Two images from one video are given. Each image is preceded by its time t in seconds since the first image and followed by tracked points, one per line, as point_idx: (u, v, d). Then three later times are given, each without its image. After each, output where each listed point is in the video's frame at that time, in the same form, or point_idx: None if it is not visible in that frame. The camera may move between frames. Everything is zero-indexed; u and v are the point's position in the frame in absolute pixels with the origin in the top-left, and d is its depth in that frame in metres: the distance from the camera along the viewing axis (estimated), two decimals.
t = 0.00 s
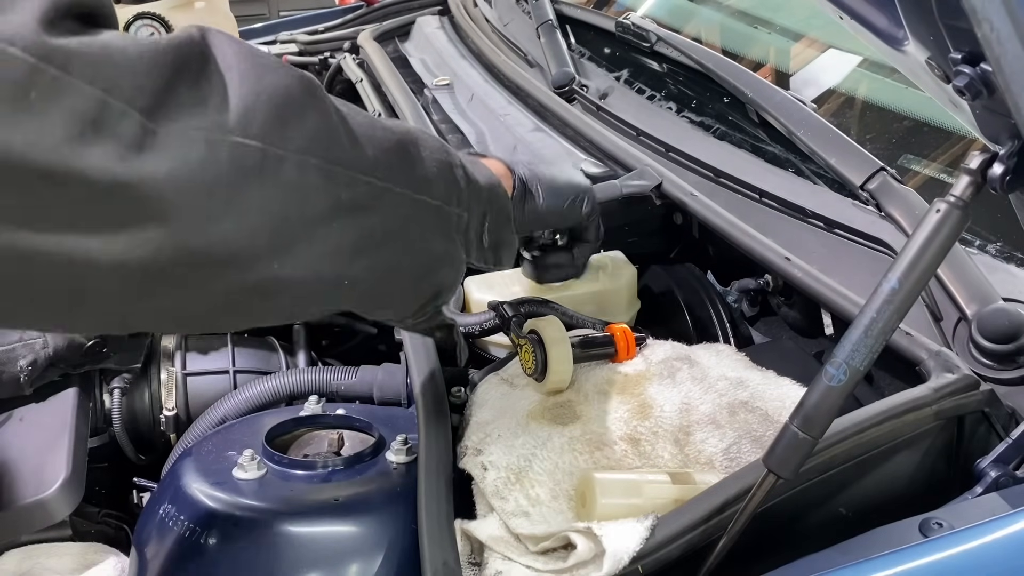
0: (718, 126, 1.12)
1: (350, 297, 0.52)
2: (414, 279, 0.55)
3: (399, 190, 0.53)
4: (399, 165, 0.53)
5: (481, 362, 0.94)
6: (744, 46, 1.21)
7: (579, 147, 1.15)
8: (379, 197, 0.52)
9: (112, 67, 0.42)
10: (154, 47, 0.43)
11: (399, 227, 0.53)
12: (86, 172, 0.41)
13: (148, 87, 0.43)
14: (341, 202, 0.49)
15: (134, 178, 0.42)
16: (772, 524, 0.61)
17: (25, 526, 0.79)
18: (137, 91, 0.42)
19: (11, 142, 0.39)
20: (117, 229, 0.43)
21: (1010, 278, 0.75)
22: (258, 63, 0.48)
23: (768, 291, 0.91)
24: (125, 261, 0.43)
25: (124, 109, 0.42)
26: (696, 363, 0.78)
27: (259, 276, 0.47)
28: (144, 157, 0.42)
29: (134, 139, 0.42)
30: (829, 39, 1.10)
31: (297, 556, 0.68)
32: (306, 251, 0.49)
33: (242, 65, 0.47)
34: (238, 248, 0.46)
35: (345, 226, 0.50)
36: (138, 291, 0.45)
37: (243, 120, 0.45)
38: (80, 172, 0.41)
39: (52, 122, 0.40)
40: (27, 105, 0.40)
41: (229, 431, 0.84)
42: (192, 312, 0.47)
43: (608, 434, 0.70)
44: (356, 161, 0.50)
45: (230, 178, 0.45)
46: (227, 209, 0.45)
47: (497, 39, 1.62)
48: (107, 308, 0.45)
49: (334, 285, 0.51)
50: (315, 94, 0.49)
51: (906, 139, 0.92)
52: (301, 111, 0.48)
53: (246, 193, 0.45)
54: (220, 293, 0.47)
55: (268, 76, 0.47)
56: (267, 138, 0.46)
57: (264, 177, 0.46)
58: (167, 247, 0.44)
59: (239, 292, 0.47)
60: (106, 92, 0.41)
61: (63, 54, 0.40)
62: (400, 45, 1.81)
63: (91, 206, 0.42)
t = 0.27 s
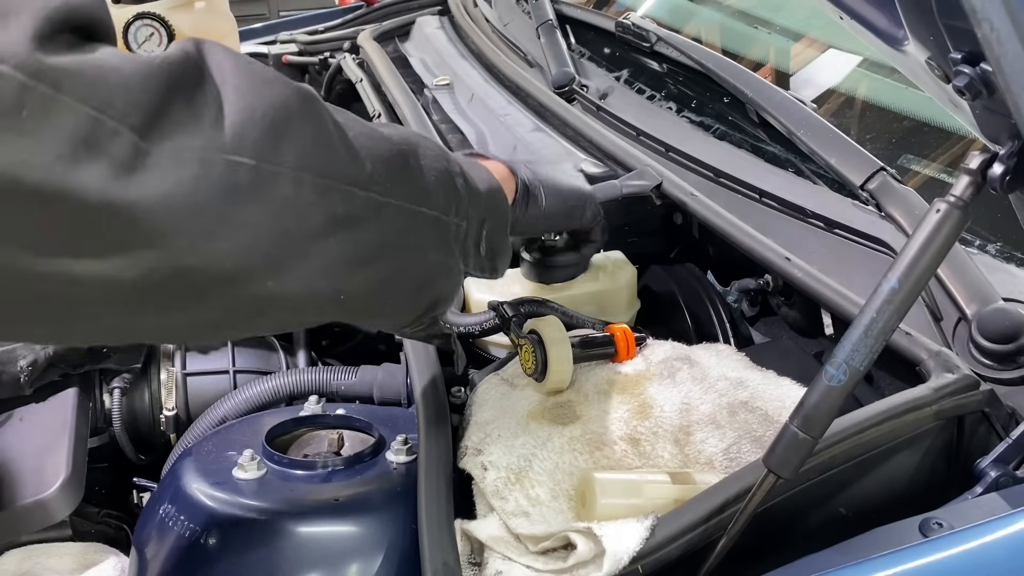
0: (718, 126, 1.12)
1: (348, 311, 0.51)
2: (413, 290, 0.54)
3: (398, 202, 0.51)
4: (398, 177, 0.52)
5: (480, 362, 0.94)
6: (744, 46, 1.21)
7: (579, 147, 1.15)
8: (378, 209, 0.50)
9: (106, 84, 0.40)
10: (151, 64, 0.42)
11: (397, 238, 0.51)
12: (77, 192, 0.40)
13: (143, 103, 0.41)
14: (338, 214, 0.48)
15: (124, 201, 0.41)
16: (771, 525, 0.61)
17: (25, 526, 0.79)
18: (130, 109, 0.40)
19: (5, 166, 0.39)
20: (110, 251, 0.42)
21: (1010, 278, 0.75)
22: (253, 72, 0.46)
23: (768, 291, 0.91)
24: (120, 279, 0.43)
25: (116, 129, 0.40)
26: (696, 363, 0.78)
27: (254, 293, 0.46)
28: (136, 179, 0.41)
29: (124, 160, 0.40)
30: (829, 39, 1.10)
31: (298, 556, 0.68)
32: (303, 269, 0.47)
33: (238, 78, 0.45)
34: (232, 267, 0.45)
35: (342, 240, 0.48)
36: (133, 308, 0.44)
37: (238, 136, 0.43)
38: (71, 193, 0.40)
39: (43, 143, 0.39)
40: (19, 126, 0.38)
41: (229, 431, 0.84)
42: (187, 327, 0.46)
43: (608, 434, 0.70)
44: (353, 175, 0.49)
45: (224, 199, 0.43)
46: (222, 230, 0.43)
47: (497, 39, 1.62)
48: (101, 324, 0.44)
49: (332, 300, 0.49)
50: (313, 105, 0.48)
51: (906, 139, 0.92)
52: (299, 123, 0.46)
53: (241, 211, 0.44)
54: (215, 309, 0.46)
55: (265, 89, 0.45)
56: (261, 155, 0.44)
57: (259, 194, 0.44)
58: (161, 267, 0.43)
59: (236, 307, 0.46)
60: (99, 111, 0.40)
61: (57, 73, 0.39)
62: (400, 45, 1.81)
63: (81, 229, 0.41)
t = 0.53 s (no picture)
0: (718, 126, 1.12)
1: (351, 304, 0.52)
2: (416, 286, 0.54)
3: (402, 201, 0.51)
4: (401, 176, 0.52)
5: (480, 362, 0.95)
6: (744, 46, 1.21)
7: (579, 147, 1.15)
8: (382, 207, 0.50)
9: (115, 80, 0.40)
10: (159, 62, 0.42)
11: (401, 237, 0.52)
12: (87, 186, 0.40)
13: (152, 98, 0.41)
14: (343, 211, 0.48)
15: (132, 196, 0.41)
16: (772, 525, 0.61)
17: (25, 526, 0.79)
18: (139, 105, 0.41)
19: (16, 158, 0.39)
20: (119, 244, 0.42)
21: (1010, 278, 0.75)
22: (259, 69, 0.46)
23: (768, 291, 0.91)
24: (127, 276, 0.43)
25: (125, 124, 0.40)
26: (696, 363, 0.78)
27: (260, 289, 0.46)
28: (145, 173, 0.41)
29: (134, 154, 0.41)
30: (829, 39, 1.10)
31: (298, 556, 0.68)
32: (308, 264, 0.47)
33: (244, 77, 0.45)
34: (239, 262, 0.45)
35: (347, 237, 0.49)
36: (143, 304, 0.44)
37: (244, 134, 0.44)
38: (81, 186, 0.40)
39: (53, 136, 0.39)
40: (29, 120, 0.39)
41: (228, 431, 0.84)
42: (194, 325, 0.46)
43: (609, 434, 0.70)
44: (358, 171, 0.49)
45: (233, 195, 0.43)
46: (230, 225, 0.44)
47: (497, 39, 1.62)
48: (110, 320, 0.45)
49: (336, 294, 0.50)
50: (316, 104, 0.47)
51: (906, 139, 0.92)
52: (304, 120, 0.46)
53: (249, 207, 0.44)
54: (222, 306, 0.46)
55: (272, 87, 0.45)
56: (268, 153, 0.44)
57: (265, 191, 0.44)
58: (170, 262, 0.43)
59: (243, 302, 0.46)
60: (110, 105, 0.40)
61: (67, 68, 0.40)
62: (400, 45, 1.81)
63: (89, 222, 0.41)
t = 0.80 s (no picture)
0: (718, 126, 1.12)
1: (358, 306, 0.51)
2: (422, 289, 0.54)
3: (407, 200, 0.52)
4: (406, 175, 0.52)
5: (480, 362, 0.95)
6: (744, 46, 1.21)
7: (579, 147, 1.15)
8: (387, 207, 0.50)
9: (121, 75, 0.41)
10: (163, 58, 0.42)
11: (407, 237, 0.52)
12: (92, 179, 0.40)
13: (158, 92, 0.41)
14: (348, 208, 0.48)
15: (137, 189, 0.41)
16: (771, 525, 0.61)
17: (25, 526, 0.79)
18: (145, 99, 0.41)
19: (20, 151, 0.39)
20: (122, 240, 0.42)
21: (1010, 278, 0.75)
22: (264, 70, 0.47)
23: (768, 291, 0.91)
24: (131, 271, 0.42)
25: (130, 117, 0.41)
26: (696, 363, 0.78)
27: (266, 287, 0.46)
28: (150, 167, 0.41)
29: (140, 148, 0.41)
30: (829, 39, 1.10)
31: (298, 556, 0.68)
32: (313, 262, 0.47)
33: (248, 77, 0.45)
34: (243, 260, 0.44)
35: (352, 235, 0.48)
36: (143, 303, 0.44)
37: (249, 129, 0.44)
38: (86, 179, 0.40)
39: (57, 129, 0.39)
40: (35, 112, 0.39)
41: (228, 431, 0.84)
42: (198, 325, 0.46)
43: (609, 434, 0.70)
44: (363, 170, 0.49)
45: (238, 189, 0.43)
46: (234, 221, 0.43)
47: (497, 39, 1.62)
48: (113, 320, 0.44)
49: (342, 294, 0.50)
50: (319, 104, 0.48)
51: (906, 139, 0.92)
52: (310, 119, 0.46)
53: (254, 203, 0.44)
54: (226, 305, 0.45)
55: (276, 86, 0.46)
56: (273, 148, 0.44)
57: (270, 187, 0.44)
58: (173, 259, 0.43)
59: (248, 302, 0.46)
60: (115, 99, 0.40)
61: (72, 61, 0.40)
62: (400, 45, 1.81)
63: (94, 215, 0.41)
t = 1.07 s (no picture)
0: (718, 126, 1.12)
1: (351, 303, 0.51)
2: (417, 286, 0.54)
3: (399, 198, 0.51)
4: (400, 172, 0.51)
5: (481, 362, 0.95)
6: (744, 46, 1.21)
7: (579, 147, 1.15)
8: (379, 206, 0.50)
9: (100, 75, 0.40)
10: (146, 53, 0.42)
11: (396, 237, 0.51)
12: (72, 180, 0.40)
13: (140, 90, 0.41)
14: (338, 206, 0.48)
15: (117, 189, 0.41)
16: (771, 525, 0.61)
17: (25, 527, 0.79)
18: (126, 97, 0.41)
19: (1, 150, 0.39)
20: (105, 240, 0.42)
21: (1010, 278, 0.75)
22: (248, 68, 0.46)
23: (768, 291, 0.92)
24: (115, 268, 0.43)
25: (113, 117, 0.41)
26: (695, 363, 0.78)
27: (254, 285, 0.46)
28: (133, 166, 0.41)
29: (123, 147, 0.41)
30: (829, 39, 1.10)
31: (298, 556, 0.68)
32: (304, 259, 0.47)
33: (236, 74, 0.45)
34: (228, 260, 0.45)
35: (342, 232, 0.48)
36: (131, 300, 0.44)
37: (235, 127, 0.44)
38: (66, 180, 0.40)
39: (37, 129, 0.39)
40: (13, 112, 0.39)
41: (229, 431, 0.84)
42: (188, 318, 0.46)
43: (609, 434, 0.70)
44: (354, 167, 0.48)
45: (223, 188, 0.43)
46: (219, 217, 0.44)
47: (497, 39, 1.62)
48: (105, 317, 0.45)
49: (332, 292, 0.50)
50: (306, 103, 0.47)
51: (906, 139, 0.92)
52: (298, 115, 0.46)
53: (240, 202, 0.44)
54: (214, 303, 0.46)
55: (264, 82, 0.45)
56: (259, 145, 0.44)
57: (257, 186, 0.44)
58: (157, 256, 0.43)
59: (235, 297, 0.46)
60: (96, 98, 0.40)
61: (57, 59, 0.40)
62: (400, 45, 1.81)
63: (77, 213, 0.41)
